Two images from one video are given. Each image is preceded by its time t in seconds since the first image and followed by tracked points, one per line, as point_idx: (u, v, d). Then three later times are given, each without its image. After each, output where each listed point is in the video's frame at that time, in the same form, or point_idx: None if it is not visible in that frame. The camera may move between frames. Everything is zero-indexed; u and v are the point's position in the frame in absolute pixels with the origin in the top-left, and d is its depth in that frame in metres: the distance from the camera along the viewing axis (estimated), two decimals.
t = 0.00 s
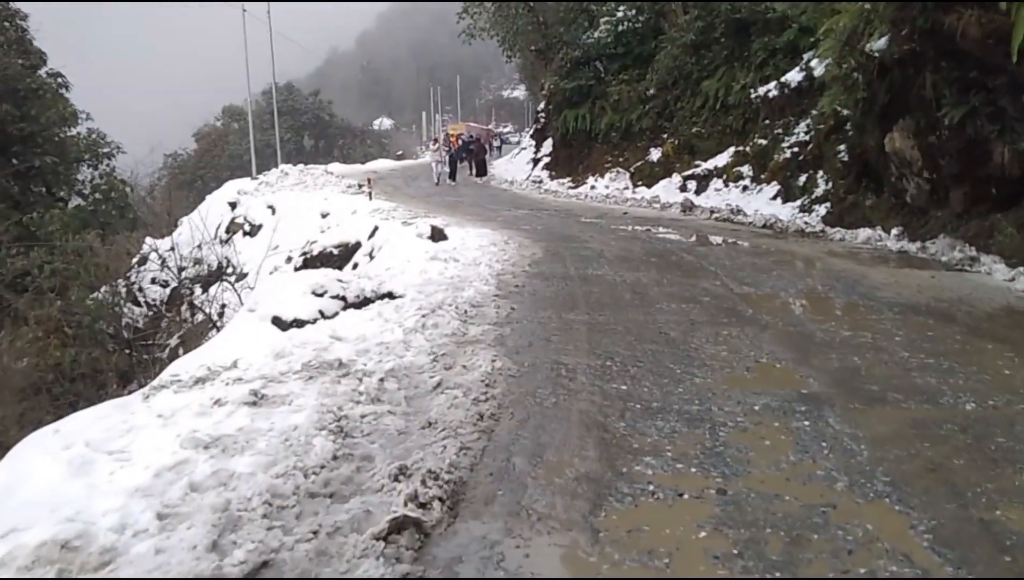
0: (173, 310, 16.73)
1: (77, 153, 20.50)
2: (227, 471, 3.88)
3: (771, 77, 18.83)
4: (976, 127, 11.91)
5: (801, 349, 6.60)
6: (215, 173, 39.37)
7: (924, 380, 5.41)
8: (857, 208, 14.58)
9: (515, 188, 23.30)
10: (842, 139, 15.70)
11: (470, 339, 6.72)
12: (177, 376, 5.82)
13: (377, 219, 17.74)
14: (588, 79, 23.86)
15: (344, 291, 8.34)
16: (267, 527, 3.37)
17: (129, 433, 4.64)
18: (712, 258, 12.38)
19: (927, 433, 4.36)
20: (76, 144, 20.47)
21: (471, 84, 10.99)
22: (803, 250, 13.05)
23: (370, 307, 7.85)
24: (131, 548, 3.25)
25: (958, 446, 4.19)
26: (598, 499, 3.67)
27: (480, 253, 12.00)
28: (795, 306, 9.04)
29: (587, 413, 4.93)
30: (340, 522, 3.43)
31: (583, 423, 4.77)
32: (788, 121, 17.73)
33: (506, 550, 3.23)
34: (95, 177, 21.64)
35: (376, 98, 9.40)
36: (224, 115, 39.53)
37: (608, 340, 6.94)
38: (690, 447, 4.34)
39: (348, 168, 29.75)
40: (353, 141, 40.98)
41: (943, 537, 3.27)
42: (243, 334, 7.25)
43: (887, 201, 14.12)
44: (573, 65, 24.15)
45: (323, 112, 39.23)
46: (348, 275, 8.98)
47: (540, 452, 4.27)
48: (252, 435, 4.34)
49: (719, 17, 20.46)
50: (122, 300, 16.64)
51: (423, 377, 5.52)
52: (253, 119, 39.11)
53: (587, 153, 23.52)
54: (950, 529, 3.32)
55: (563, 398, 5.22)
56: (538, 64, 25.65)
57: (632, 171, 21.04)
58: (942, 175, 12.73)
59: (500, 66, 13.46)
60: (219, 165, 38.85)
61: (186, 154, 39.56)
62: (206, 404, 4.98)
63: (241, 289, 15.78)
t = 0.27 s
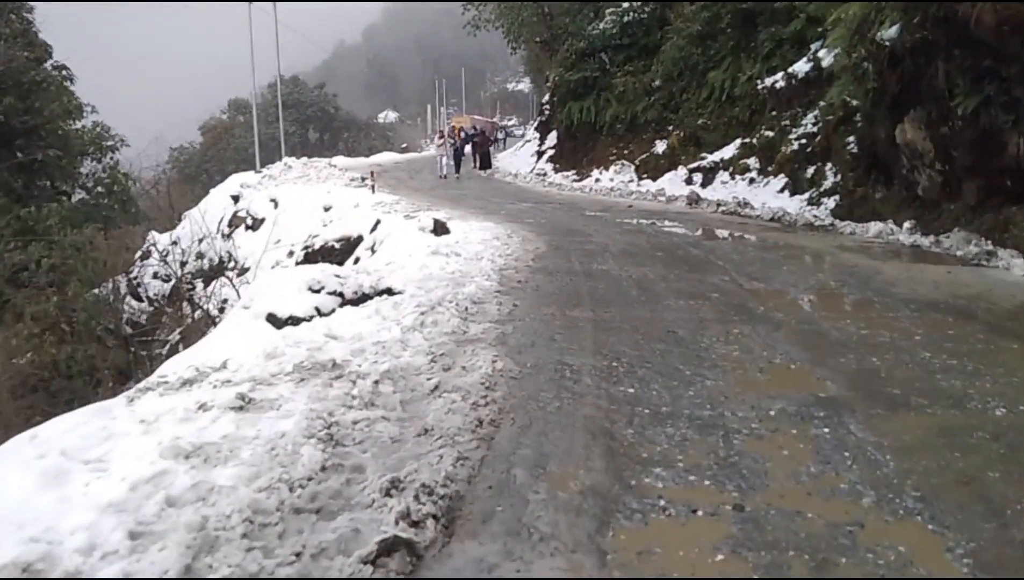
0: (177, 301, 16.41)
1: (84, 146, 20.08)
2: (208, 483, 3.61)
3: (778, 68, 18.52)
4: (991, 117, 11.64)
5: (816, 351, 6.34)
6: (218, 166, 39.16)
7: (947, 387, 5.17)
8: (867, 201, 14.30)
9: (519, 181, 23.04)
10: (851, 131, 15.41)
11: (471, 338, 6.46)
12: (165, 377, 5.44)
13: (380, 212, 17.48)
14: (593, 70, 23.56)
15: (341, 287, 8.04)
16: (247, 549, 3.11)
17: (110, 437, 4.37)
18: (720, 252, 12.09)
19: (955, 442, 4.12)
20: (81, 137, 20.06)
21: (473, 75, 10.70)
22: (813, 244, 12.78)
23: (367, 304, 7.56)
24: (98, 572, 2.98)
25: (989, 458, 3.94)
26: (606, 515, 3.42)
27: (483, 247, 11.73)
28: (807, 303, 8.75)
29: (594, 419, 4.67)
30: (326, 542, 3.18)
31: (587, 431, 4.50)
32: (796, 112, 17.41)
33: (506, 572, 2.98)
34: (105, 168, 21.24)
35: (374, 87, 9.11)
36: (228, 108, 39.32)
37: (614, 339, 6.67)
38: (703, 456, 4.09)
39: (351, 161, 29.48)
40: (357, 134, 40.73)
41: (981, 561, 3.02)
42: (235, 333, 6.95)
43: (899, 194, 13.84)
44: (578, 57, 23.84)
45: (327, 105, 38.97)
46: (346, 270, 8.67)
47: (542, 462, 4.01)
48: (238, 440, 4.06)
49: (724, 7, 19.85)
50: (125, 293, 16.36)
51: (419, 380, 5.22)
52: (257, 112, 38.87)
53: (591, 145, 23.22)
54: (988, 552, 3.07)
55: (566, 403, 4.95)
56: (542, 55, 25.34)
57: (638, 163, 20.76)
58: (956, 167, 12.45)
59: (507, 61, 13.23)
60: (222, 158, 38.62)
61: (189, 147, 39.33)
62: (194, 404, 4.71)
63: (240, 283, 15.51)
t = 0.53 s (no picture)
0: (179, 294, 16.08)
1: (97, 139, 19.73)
2: (191, 501, 3.33)
3: (786, 59, 18.22)
4: (1007, 109, 11.37)
5: (831, 357, 6.08)
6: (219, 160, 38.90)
7: (970, 400, 4.93)
8: (876, 194, 14.00)
9: (523, 174, 22.77)
10: (860, 123, 15.11)
11: (472, 339, 6.19)
12: (155, 380, 5.05)
13: (382, 207, 17.21)
14: (598, 62, 23.24)
15: (340, 284, 7.75)
16: None
17: (90, 445, 4.07)
18: (728, 247, 11.81)
19: (986, 461, 3.89)
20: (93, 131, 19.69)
21: (478, 68, 10.42)
22: (823, 238, 12.48)
23: (366, 303, 7.30)
24: None
25: None
26: (617, 540, 3.17)
27: (485, 242, 11.46)
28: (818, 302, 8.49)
29: (601, 429, 4.40)
30: (313, 570, 2.92)
31: (596, 442, 4.24)
32: (803, 104, 17.10)
33: None
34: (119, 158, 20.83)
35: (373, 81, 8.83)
36: (231, 101, 39.07)
37: (620, 340, 6.42)
38: (717, 472, 3.85)
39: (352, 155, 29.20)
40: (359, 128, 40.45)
41: None
42: (229, 332, 6.64)
43: (909, 187, 13.54)
44: (583, 49, 23.53)
45: (331, 98, 38.68)
46: (344, 267, 8.38)
47: (547, 478, 3.75)
48: (224, 451, 3.78)
49: None
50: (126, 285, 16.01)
51: (419, 385, 4.94)
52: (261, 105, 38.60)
53: (596, 139, 22.91)
54: None
55: (572, 410, 4.70)
56: (547, 48, 25.00)
57: (642, 156, 20.46)
58: (969, 159, 12.18)
59: (512, 52, 12.96)
60: (226, 151, 38.36)
61: (193, 141, 39.04)
62: (182, 409, 4.41)
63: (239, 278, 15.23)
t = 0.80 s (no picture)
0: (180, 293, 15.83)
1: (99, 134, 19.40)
2: (165, 527, 3.05)
3: (792, 51, 17.91)
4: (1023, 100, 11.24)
5: (850, 364, 5.84)
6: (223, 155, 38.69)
7: (994, 414, 4.71)
8: (885, 188, 13.71)
9: (527, 168, 22.50)
10: (869, 115, 14.81)
11: (471, 343, 5.92)
12: (139, 387, 4.73)
13: (384, 202, 16.96)
14: (603, 55, 22.92)
15: (337, 284, 7.48)
16: None
17: (63, 458, 3.78)
18: (736, 243, 11.53)
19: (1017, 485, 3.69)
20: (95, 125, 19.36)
21: (480, 61, 10.15)
22: (833, 234, 12.19)
23: (363, 304, 7.04)
24: None
25: None
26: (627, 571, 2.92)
27: (487, 239, 11.20)
28: (830, 302, 8.22)
29: (608, 443, 4.13)
30: None
31: (602, 456, 3.98)
32: (810, 96, 16.77)
33: None
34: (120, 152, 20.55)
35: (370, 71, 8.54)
36: (235, 95, 38.86)
37: (626, 343, 6.16)
38: (732, 493, 3.61)
39: (354, 149, 28.87)
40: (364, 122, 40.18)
41: None
42: (221, 334, 6.36)
43: (919, 180, 13.25)
44: (588, 42, 23.22)
45: (335, 92, 38.40)
46: (341, 266, 8.10)
47: (550, 499, 3.49)
48: (205, 469, 3.49)
49: None
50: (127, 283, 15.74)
51: (415, 393, 4.68)
52: (265, 99, 38.33)
53: (600, 133, 22.60)
54: None
55: (577, 421, 4.45)
56: (552, 41, 24.70)
57: (648, 149, 20.18)
58: (981, 153, 11.96)
59: (517, 44, 12.67)
60: (230, 146, 38.09)
61: (197, 135, 38.77)
62: (164, 418, 4.11)
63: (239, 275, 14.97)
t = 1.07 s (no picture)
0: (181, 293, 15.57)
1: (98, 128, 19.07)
2: (128, 561, 2.75)
3: (800, 44, 17.63)
4: None
5: (871, 373, 5.57)
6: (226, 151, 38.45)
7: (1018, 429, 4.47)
8: (895, 184, 13.43)
9: (531, 164, 22.25)
10: (878, 109, 14.53)
11: (470, 348, 5.65)
12: (118, 393, 4.46)
13: (386, 198, 16.71)
14: (608, 48, 22.59)
15: (333, 284, 7.21)
16: None
17: (27, 475, 3.48)
18: (744, 241, 11.27)
19: None
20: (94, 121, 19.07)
21: (483, 55, 9.90)
22: (843, 231, 11.92)
23: (358, 305, 6.78)
24: None
25: None
26: None
27: (489, 236, 10.94)
28: (843, 303, 7.95)
29: (616, 460, 3.86)
30: None
31: (608, 473, 3.71)
32: (818, 90, 16.53)
33: None
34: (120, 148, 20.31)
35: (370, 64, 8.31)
36: (238, 90, 38.59)
37: (632, 348, 5.90)
38: (747, 516, 3.36)
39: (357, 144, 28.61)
40: (366, 117, 39.97)
41: None
42: (210, 336, 6.09)
43: (930, 175, 12.99)
44: (592, 35, 22.92)
45: (339, 87, 38.11)
46: (338, 265, 7.84)
47: (552, 522, 3.23)
48: (178, 489, 3.20)
49: None
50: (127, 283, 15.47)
51: (409, 402, 4.41)
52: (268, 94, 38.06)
53: (605, 128, 22.30)
54: None
55: (580, 433, 4.19)
56: (556, 34, 24.39)
57: (653, 144, 19.89)
58: (993, 147, 11.60)
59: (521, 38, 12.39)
60: (233, 141, 37.83)
61: (200, 131, 38.52)
62: (138, 430, 3.80)
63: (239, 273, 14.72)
